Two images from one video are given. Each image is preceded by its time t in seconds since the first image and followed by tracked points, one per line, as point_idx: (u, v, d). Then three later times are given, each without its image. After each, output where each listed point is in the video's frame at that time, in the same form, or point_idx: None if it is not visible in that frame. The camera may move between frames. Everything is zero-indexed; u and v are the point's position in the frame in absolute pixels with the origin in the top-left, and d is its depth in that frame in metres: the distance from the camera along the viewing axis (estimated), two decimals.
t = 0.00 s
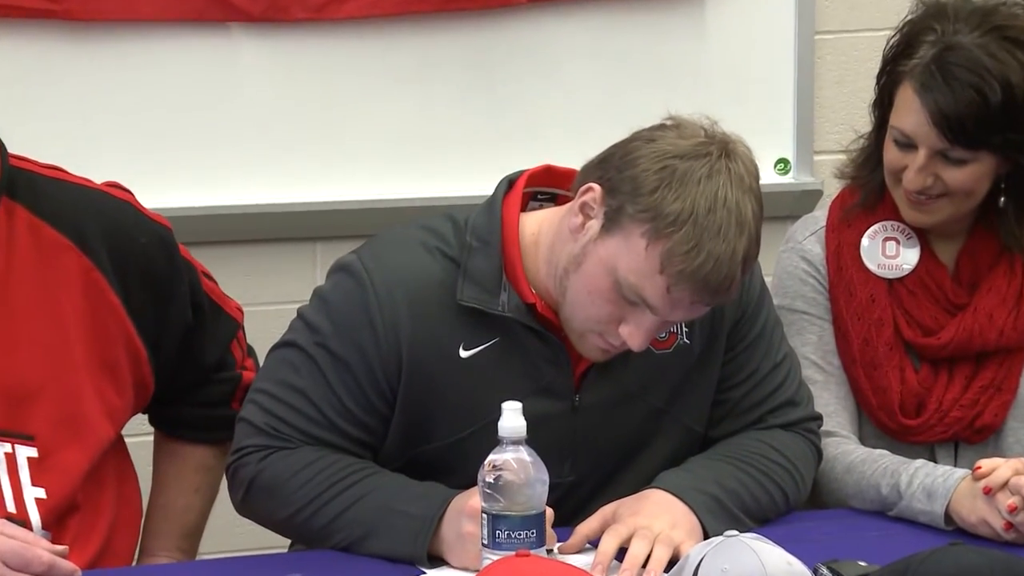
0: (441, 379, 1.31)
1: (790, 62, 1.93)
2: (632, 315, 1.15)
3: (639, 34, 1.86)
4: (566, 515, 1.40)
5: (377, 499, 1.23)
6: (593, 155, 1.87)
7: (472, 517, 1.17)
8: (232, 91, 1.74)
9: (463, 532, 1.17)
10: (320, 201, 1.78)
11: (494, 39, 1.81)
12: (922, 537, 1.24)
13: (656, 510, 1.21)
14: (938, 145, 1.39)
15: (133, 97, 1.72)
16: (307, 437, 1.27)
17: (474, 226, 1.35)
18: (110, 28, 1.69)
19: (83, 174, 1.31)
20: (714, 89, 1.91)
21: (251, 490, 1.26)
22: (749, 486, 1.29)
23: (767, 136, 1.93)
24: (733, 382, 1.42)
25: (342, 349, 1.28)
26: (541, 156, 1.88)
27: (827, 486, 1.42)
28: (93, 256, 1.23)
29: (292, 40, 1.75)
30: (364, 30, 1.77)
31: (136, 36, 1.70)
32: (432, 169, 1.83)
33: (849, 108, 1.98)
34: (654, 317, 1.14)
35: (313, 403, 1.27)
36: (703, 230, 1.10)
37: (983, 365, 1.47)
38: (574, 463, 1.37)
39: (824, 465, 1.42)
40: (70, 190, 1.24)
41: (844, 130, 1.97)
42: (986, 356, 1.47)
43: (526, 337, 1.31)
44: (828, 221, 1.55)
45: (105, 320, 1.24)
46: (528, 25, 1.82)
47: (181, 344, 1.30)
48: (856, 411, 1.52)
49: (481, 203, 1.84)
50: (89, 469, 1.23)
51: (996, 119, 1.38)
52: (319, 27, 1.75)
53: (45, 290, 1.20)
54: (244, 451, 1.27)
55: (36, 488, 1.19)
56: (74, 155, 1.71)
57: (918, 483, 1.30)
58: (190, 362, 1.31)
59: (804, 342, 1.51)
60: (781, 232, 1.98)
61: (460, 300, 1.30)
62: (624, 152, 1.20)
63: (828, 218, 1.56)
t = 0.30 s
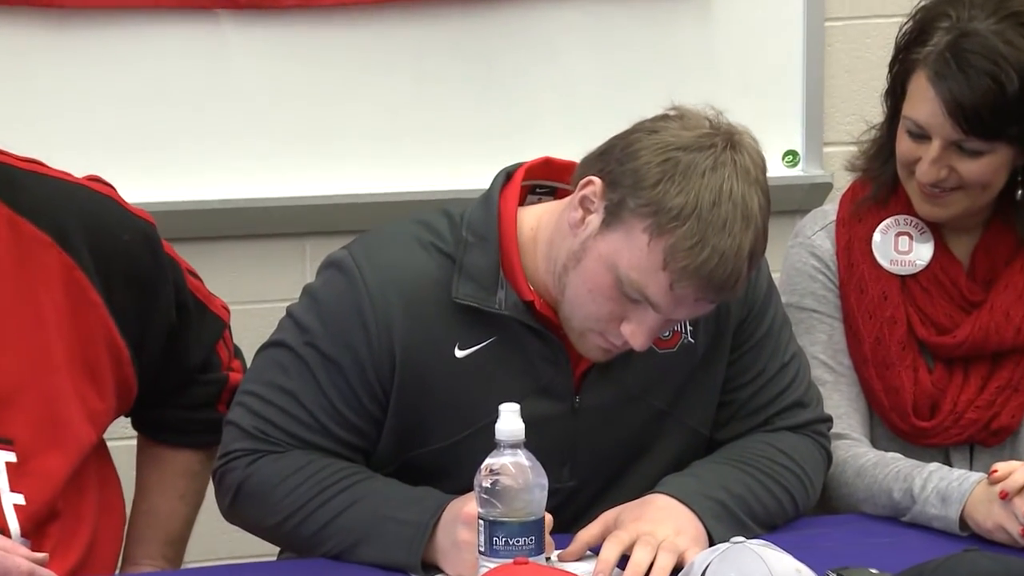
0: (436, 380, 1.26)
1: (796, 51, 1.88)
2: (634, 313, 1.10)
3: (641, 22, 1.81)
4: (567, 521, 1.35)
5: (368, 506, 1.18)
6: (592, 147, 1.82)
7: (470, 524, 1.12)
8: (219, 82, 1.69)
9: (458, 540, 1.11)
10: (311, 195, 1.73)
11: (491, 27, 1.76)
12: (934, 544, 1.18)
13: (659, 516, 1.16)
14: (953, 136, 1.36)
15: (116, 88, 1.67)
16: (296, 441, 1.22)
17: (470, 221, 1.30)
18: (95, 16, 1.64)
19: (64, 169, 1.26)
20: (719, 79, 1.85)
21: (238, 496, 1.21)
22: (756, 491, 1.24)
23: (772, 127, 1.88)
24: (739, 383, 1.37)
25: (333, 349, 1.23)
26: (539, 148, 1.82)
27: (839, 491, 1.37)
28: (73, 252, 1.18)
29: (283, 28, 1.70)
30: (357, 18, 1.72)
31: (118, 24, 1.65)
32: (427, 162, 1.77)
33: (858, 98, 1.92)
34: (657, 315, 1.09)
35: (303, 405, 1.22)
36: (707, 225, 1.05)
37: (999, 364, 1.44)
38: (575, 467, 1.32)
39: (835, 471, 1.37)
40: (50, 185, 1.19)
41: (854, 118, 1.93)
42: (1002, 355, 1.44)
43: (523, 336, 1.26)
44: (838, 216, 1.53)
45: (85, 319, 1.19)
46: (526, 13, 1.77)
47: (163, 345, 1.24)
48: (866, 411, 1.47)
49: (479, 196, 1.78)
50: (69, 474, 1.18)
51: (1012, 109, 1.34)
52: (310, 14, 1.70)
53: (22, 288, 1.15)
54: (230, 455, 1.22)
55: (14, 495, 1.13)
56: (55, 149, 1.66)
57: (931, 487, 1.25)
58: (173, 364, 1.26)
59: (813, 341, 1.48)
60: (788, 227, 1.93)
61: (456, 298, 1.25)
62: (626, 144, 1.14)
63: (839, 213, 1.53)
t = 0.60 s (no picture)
0: (421, 380, 1.22)
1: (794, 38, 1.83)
2: (627, 309, 1.05)
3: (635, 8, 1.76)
4: (556, 526, 1.30)
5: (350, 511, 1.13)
6: (584, 137, 1.77)
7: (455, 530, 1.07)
8: (198, 70, 1.63)
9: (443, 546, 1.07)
10: (295, 188, 1.67)
11: (480, 12, 1.71)
12: (937, 550, 1.14)
13: (653, 522, 1.11)
14: (957, 126, 1.31)
15: (91, 76, 1.61)
16: (276, 443, 1.17)
17: (457, 214, 1.25)
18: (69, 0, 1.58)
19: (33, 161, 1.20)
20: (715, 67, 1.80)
21: (216, 501, 1.16)
22: (754, 494, 1.20)
23: (769, 117, 1.83)
24: (736, 381, 1.32)
25: (314, 348, 1.18)
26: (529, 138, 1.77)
27: (840, 495, 1.33)
28: (42, 249, 1.12)
29: (265, 13, 1.64)
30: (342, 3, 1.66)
31: (90, 10, 1.59)
32: (413, 153, 1.72)
33: (857, 87, 1.87)
34: (651, 311, 1.04)
35: (283, 406, 1.17)
36: (702, 217, 1.00)
37: (1004, 364, 1.40)
38: (566, 470, 1.27)
39: (835, 474, 1.33)
40: (17, 178, 1.13)
41: (852, 108, 1.88)
42: (1007, 354, 1.40)
43: (512, 334, 1.22)
44: (838, 209, 1.48)
45: (55, 317, 1.13)
46: None
47: (137, 345, 1.19)
48: (866, 410, 1.43)
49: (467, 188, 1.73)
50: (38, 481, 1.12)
51: (1018, 98, 1.30)
52: None
53: None
54: (207, 458, 1.16)
55: None
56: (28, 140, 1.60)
57: (934, 490, 1.20)
58: (148, 365, 1.20)
59: (812, 339, 1.43)
60: (787, 219, 1.88)
61: (441, 294, 1.20)
62: (618, 134, 1.09)
63: (839, 205, 1.48)
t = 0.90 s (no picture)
0: (395, 381, 1.17)
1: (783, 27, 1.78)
2: (608, 308, 1.01)
3: None
4: (535, 533, 1.25)
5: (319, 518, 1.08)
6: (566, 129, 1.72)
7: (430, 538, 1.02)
8: (166, 59, 1.58)
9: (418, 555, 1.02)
10: (265, 179, 1.62)
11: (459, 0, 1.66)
12: (929, 556, 1.10)
13: (636, 528, 1.07)
14: (950, 116, 1.27)
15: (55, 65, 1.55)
16: (244, 447, 1.12)
17: (431, 209, 1.20)
18: None
19: None
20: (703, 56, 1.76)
21: (181, 508, 1.11)
22: (740, 499, 1.15)
23: (757, 108, 1.78)
24: (723, 381, 1.28)
25: (284, 349, 1.13)
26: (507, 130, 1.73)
27: (829, 499, 1.28)
28: None
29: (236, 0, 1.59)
30: None
31: None
32: (389, 145, 1.66)
33: (846, 78, 1.83)
34: (633, 310, 0.99)
35: (251, 409, 1.12)
36: (686, 212, 0.96)
37: (999, 363, 1.36)
38: (546, 473, 1.23)
39: (825, 478, 1.29)
40: None
41: (840, 100, 1.83)
42: (1002, 353, 1.36)
43: (488, 332, 1.17)
44: (827, 203, 1.44)
45: (13, 316, 1.06)
46: None
47: (98, 346, 1.13)
48: (857, 410, 1.38)
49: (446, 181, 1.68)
50: None
51: (1012, 87, 1.25)
52: None
53: None
54: (172, 463, 1.11)
55: None
56: None
57: (928, 495, 1.16)
58: (109, 366, 1.15)
59: (801, 338, 1.38)
60: (774, 212, 1.84)
61: (415, 292, 1.15)
62: (600, 125, 1.05)
63: (829, 199, 1.44)
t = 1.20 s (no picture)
0: (362, 381, 1.12)
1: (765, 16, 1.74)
2: (584, 304, 0.97)
3: None
4: (507, 538, 1.21)
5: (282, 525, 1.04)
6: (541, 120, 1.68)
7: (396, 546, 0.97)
8: (129, 47, 1.53)
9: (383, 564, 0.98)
10: (230, 173, 1.57)
11: None
12: (917, 563, 1.06)
13: (613, 534, 1.02)
14: (938, 106, 1.23)
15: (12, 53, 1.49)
16: (207, 450, 1.07)
17: (399, 203, 1.16)
18: None
19: None
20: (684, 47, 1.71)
21: (139, 514, 1.06)
22: (721, 505, 1.11)
23: (740, 99, 1.74)
24: (704, 381, 1.24)
25: (247, 348, 1.08)
26: (479, 122, 1.69)
27: (813, 503, 1.24)
28: None
29: None
30: None
31: None
32: (360, 137, 1.62)
33: (829, 68, 1.79)
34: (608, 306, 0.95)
35: (213, 411, 1.07)
36: (665, 205, 0.91)
37: (988, 363, 1.33)
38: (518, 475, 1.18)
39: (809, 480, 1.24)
40: None
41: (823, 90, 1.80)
42: (991, 352, 1.33)
43: (458, 331, 1.13)
44: (811, 197, 1.39)
45: None
46: None
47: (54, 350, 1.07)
48: (841, 410, 1.34)
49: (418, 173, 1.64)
50: None
51: (1002, 77, 1.21)
52: None
53: None
54: (129, 468, 1.06)
55: None
56: None
57: (915, 500, 1.12)
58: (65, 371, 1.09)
59: (784, 336, 1.34)
60: (755, 205, 1.80)
61: (383, 289, 1.11)
62: (574, 115, 1.00)
63: (813, 192, 1.40)
